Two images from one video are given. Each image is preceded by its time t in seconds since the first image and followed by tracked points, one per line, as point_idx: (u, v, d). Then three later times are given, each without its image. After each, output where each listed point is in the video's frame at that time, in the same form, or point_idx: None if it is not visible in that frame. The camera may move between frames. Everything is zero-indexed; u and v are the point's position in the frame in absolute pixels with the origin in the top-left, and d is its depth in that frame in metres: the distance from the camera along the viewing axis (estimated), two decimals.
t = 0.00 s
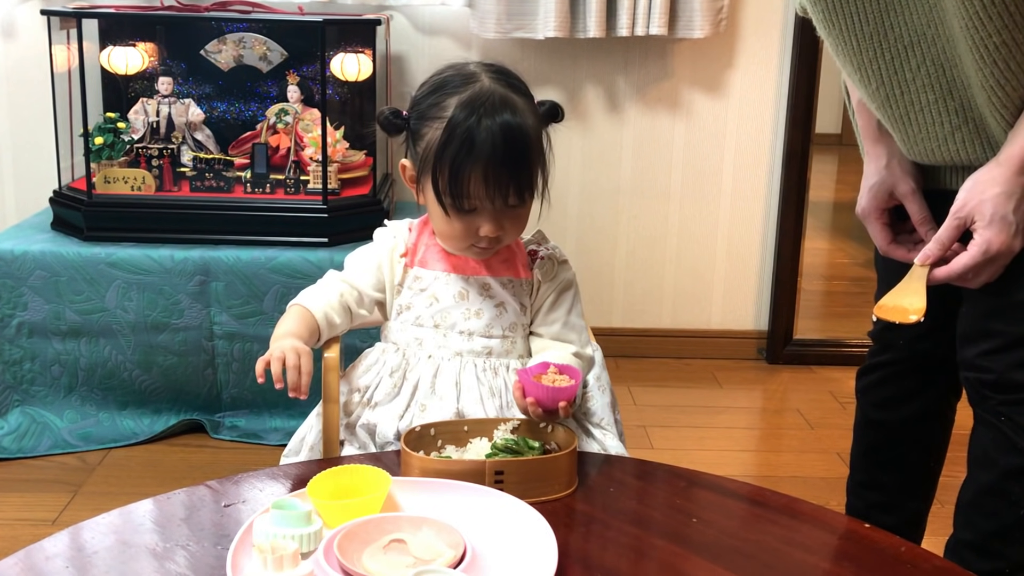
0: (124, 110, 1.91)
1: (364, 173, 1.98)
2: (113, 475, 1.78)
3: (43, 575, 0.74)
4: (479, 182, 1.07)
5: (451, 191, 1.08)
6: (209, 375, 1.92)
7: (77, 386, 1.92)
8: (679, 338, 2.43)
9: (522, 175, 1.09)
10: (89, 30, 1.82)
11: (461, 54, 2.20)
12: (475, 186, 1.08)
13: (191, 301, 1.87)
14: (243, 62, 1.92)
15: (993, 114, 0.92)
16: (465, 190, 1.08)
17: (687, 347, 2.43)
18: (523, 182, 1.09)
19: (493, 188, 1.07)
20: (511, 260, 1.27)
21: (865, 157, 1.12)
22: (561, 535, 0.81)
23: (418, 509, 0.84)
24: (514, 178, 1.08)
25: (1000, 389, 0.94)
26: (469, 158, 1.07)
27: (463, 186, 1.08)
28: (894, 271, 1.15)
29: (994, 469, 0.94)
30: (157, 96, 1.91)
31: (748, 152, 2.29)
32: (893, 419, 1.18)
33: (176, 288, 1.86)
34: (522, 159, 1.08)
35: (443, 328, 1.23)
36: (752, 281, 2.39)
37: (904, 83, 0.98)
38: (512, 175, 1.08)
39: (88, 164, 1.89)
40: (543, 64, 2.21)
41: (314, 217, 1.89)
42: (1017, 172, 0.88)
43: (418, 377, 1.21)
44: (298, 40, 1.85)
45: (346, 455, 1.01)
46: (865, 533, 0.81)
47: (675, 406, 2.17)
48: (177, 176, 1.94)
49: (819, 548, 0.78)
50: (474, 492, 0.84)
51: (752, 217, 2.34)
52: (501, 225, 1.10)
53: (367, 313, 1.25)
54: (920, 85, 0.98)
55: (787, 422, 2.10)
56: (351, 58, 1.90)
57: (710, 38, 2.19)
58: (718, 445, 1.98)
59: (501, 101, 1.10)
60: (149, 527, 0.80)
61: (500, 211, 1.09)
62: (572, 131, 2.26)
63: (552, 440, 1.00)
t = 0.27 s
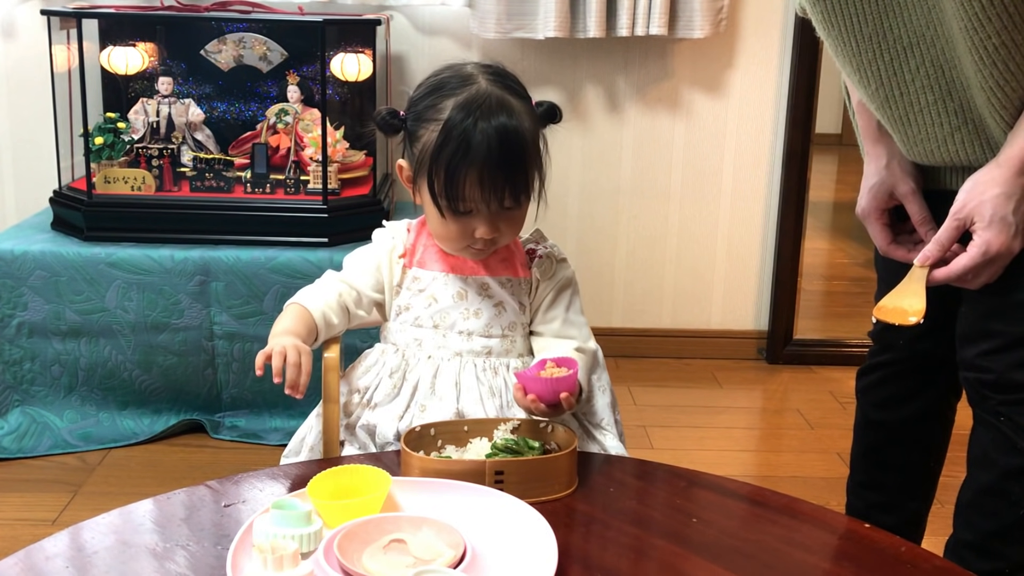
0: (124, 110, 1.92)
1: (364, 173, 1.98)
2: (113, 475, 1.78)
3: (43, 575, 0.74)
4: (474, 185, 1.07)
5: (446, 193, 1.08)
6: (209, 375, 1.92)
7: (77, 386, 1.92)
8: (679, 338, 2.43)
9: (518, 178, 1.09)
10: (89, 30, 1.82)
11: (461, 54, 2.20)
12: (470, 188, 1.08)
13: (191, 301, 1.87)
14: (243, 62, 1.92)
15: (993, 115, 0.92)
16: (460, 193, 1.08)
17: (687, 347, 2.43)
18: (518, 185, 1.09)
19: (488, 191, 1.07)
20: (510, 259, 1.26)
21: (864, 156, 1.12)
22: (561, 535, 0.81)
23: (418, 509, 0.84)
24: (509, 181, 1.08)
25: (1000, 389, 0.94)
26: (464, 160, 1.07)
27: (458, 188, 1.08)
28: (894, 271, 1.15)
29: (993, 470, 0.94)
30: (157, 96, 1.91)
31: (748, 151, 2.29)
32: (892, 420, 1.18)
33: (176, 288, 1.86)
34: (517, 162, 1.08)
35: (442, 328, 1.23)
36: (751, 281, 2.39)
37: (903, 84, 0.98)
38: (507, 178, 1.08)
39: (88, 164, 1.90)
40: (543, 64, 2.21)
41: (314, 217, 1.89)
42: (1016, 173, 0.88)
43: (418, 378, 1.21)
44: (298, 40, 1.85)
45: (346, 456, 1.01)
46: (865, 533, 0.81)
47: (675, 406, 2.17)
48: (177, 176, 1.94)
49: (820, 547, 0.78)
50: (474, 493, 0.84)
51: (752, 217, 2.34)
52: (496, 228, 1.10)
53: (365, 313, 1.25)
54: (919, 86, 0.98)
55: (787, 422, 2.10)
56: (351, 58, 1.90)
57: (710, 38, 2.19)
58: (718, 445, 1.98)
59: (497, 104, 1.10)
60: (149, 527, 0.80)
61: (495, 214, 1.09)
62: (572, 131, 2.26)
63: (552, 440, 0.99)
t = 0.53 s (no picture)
0: (124, 110, 1.92)
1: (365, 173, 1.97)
2: (113, 475, 1.78)
3: (43, 575, 0.74)
4: (465, 186, 1.07)
5: (438, 194, 1.08)
6: (209, 375, 1.92)
7: (77, 386, 1.92)
8: (679, 339, 2.43)
9: (510, 179, 1.08)
10: (89, 30, 1.82)
11: (461, 55, 2.20)
12: (462, 190, 1.08)
13: (191, 301, 1.87)
14: (243, 62, 1.92)
15: (992, 115, 0.92)
16: (452, 194, 1.08)
17: (687, 347, 2.43)
18: (510, 186, 1.08)
19: (479, 192, 1.07)
20: (507, 257, 1.26)
21: (864, 156, 1.11)
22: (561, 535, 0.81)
23: (418, 509, 0.84)
24: (501, 182, 1.08)
25: (1000, 390, 0.94)
26: (456, 162, 1.07)
27: (449, 190, 1.08)
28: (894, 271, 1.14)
29: (993, 470, 0.94)
30: (157, 96, 1.91)
31: (748, 151, 2.29)
32: (892, 420, 1.18)
33: (176, 288, 1.86)
34: (508, 163, 1.08)
35: (441, 327, 1.23)
36: (751, 281, 2.39)
37: (902, 84, 0.98)
38: (499, 179, 1.07)
39: (88, 164, 1.90)
40: (543, 64, 2.21)
41: (314, 217, 1.89)
42: (1015, 174, 0.88)
43: (417, 377, 1.21)
44: (298, 40, 1.85)
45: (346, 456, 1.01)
46: (865, 533, 0.81)
47: (675, 406, 2.17)
48: (177, 176, 1.94)
49: (820, 548, 0.78)
50: (475, 493, 0.84)
51: (752, 217, 2.34)
52: (489, 228, 1.10)
53: (359, 312, 1.25)
54: (918, 86, 0.98)
55: (787, 422, 2.10)
56: (351, 58, 1.90)
57: (710, 38, 2.19)
58: (718, 445, 1.98)
59: (489, 105, 1.10)
60: (149, 528, 0.80)
61: (487, 215, 1.09)
62: (572, 131, 2.26)
63: (552, 439, 0.99)
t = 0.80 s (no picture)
0: (124, 110, 1.92)
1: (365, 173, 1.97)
2: (113, 475, 1.78)
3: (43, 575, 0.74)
4: (456, 188, 1.07)
5: (430, 196, 1.09)
6: (209, 375, 1.92)
7: (77, 386, 1.92)
8: (679, 338, 2.43)
9: (502, 181, 1.08)
10: (89, 30, 1.82)
11: (461, 55, 2.20)
12: (453, 192, 1.08)
13: (191, 301, 1.87)
14: (243, 62, 1.92)
15: (990, 115, 0.92)
16: (443, 196, 1.08)
17: (687, 346, 2.43)
18: (502, 188, 1.08)
19: (471, 194, 1.07)
20: (505, 256, 1.26)
21: (862, 156, 1.11)
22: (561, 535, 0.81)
23: (418, 510, 0.84)
24: (492, 184, 1.08)
25: (999, 390, 0.94)
26: (447, 164, 1.07)
27: (440, 192, 1.08)
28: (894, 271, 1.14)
29: (992, 469, 0.94)
30: (157, 96, 1.91)
31: (748, 151, 2.29)
32: (892, 420, 1.18)
33: (176, 288, 1.86)
34: (499, 165, 1.08)
35: (440, 327, 1.23)
36: (751, 280, 2.39)
37: (899, 84, 0.98)
38: (490, 181, 1.07)
39: (88, 164, 1.90)
40: (543, 65, 2.21)
41: (314, 217, 1.89)
42: (1013, 175, 0.88)
43: (416, 377, 1.21)
44: (299, 40, 1.85)
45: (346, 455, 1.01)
46: (865, 533, 0.81)
47: (675, 406, 2.17)
48: (177, 176, 1.94)
49: (820, 548, 0.78)
50: (475, 493, 0.84)
51: (752, 217, 2.34)
52: (482, 229, 1.10)
53: (357, 309, 1.25)
54: (916, 86, 0.98)
55: (787, 422, 2.10)
56: (351, 58, 1.90)
57: (710, 38, 2.19)
58: (718, 445, 1.98)
59: (480, 107, 1.09)
60: (148, 528, 0.80)
61: (480, 216, 1.09)
62: (572, 131, 2.26)
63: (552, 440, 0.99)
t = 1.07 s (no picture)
0: (124, 110, 1.92)
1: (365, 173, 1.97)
2: (113, 475, 1.78)
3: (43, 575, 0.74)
4: (441, 195, 1.07)
5: (417, 202, 1.09)
6: (209, 374, 1.92)
7: (77, 386, 1.92)
8: (679, 339, 2.43)
9: (489, 187, 1.08)
10: (89, 30, 1.82)
11: (461, 55, 2.20)
12: (438, 198, 1.07)
13: (191, 301, 1.87)
14: (243, 62, 1.92)
15: (985, 115, 0.92)
16: (429, 202, 1.08)
17: (687, 346, 2.43)
18: (489, 193, 1.08)
19: (456, 200, 1.07)
20: (503, 256, 1.25)
21: (859, 156, 1.11)
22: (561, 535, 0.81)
23: (417, 509, 0.84)
24: (478, 190, 1.07)
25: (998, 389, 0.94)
26: (432, 170, 1.07)
27: (426, 198, 1.08)
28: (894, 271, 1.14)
29: (991, 469, 0.94)
30: (157, 96, 1.91)
31: (748, 151, 2.29)
32: (891, 420, 1.18)
33: (176, 288, 1.86)
34: (485, 171, 1.07)
35: (438, 327, 1.23)
36: (751, 280, 2.39)
37: (895, 85, 0.99)
38: (476, 187, 1.07)
39: (88, 164, 1.90)
40: (543, 65, 2.21)
41: (314, 217, 1.89)
42: (1009, 175, 0.88)
43: (415, 377, 1.21)
44: (299, 40, 1.85)
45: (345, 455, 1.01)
46: (865, 533, 0.81)
47: (675, 406, 2.17)
48: (177, 176, 1.94)
49: (820, 548, 0.78)
50: (475, 493, 0.84)
51: (752, 217, 2.34)
52: (470, 234, 1.10)
53: (355, 308, 1.25)
54: (913, 86, 0.98)
55: (787, 422, 2.10)
56: (351, 58, 1.90)
57: (710, 38, 2.20)
58: (717, 445, 1.98)
59: (467, 112, 1.09)
60: (149, 527, 0.80)
61: (468, 222, 1.09)
62: (572, 131, 2.26)
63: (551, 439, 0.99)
